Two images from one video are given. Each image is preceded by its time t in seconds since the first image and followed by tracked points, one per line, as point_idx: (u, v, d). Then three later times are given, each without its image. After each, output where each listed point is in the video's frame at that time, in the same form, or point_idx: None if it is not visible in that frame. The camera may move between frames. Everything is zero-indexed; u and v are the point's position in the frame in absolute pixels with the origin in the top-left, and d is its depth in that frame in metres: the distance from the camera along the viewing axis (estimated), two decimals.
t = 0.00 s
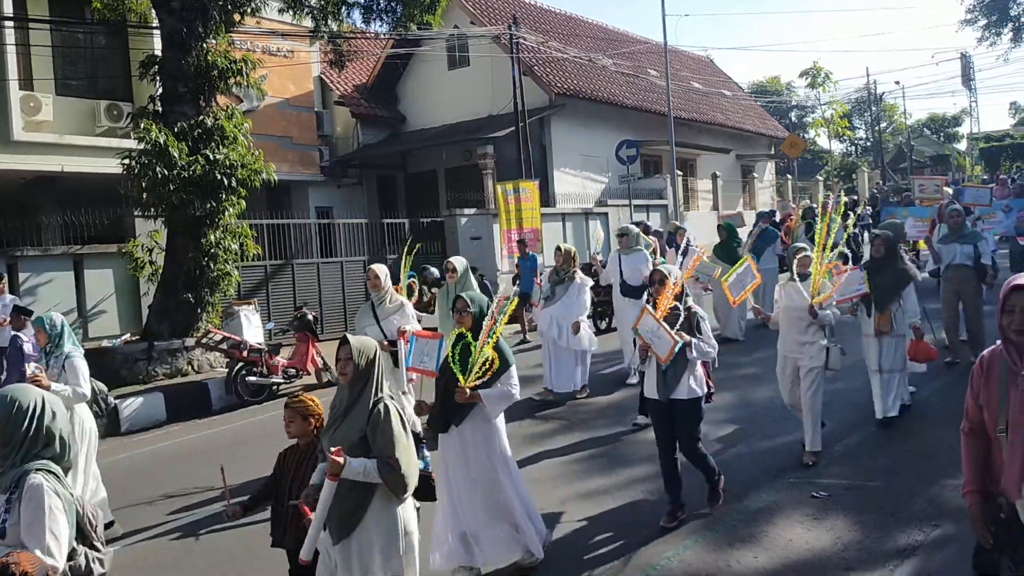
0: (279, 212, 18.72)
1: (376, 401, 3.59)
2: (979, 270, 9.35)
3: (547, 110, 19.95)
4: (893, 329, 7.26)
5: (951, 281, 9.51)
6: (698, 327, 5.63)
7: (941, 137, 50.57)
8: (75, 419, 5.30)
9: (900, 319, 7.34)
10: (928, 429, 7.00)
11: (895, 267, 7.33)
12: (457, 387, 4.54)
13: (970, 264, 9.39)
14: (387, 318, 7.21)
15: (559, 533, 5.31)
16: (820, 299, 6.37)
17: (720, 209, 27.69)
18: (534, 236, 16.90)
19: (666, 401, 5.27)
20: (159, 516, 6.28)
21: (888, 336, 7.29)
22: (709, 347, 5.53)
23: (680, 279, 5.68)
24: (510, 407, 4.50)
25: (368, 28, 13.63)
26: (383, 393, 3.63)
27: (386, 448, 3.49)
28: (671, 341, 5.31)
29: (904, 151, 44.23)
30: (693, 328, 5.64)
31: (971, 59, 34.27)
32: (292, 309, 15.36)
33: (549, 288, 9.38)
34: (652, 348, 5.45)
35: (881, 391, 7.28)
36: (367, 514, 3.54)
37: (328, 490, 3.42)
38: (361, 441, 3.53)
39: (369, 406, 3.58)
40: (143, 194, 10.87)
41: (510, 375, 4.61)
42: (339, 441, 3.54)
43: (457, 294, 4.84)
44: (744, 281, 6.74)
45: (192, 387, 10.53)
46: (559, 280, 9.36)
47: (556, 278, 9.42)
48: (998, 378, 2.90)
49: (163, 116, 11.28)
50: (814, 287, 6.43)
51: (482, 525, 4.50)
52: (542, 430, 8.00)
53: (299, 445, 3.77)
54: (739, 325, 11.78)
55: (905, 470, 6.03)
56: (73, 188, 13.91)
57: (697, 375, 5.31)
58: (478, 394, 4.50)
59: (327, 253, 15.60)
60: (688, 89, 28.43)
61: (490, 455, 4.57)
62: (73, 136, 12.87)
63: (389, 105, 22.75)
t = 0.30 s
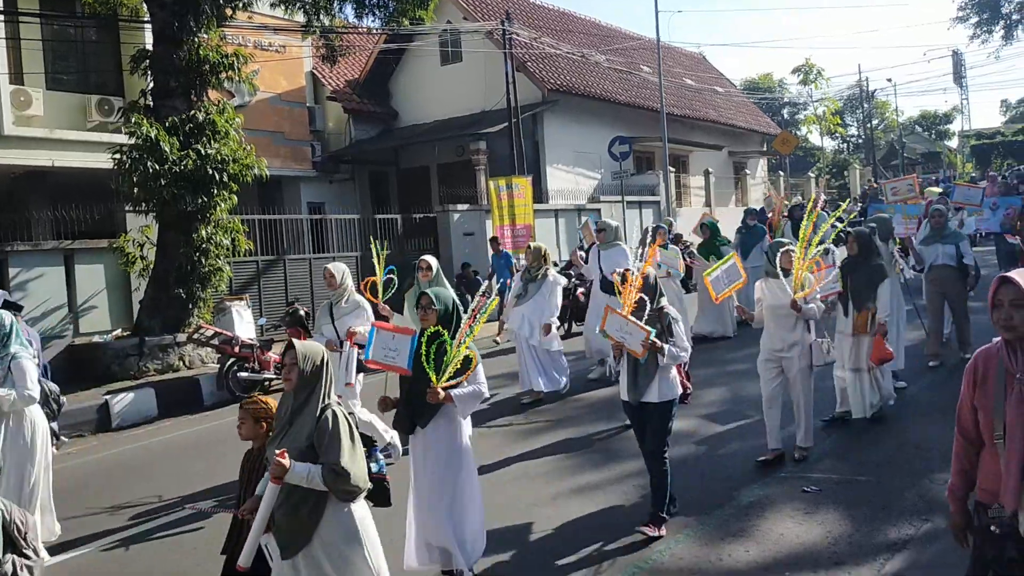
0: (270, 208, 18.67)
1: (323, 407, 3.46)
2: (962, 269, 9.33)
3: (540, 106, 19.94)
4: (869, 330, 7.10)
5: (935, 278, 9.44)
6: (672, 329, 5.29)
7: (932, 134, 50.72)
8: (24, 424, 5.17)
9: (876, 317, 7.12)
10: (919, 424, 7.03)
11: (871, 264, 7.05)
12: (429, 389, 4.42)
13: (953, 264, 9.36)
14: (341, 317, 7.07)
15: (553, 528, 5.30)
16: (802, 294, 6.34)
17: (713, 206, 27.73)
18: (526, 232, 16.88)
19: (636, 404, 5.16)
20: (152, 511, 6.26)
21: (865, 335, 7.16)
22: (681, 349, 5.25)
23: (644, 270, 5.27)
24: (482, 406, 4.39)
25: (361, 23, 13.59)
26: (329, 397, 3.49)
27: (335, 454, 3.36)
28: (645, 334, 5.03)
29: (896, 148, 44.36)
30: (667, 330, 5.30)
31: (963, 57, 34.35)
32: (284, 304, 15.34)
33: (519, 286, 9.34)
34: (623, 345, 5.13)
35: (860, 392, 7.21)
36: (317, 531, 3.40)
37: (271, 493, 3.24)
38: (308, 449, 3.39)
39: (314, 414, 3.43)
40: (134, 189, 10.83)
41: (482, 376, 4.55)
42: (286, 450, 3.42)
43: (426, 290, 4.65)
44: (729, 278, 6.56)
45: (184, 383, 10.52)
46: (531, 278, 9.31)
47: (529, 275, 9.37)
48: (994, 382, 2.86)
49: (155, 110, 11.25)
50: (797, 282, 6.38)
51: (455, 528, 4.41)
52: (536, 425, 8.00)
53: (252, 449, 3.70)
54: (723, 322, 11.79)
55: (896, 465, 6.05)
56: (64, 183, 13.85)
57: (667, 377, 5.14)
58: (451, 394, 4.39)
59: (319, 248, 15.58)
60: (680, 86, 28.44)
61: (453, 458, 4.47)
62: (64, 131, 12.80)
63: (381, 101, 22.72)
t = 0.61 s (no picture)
0: (260, 204, 18.59)
1: (253, 407, 3.33)
2: (946, 266, 9.21)
3: (531, 103, 19.91)
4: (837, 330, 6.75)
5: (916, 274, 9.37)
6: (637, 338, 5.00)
7: (922, 132, 50.87)
8: None
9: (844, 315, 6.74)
10: (909, 420, 7.04)
11: (837, 264, 6.76)
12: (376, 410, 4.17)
13: (936, 262, 9.25)
14: (292, 321, 6.74)
15: (543, 525, 5.27)
16: (776, 296, 6.06)
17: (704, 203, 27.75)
18: (517, 229, 16.85)
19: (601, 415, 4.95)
20: (138, 510, 6.21)
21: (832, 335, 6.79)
22: (647, 356, 4.94)
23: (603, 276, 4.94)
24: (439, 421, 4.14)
25: (350, 18, 13.53)
26: (260, 396, 3.37)
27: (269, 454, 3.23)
28: (604, 341, 4.82)
29: (886, 145, 44.49)
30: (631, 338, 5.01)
31: (952, 54, 34.46)
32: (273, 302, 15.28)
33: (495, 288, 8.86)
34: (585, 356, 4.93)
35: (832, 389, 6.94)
36: (246, 535, 3.26)
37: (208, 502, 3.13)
38: (240, 450, 3.26)
39: (245, 414, 3.31)
40: (121, 185, 10.76)
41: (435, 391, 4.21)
42: (214, 452, 3.28)
43: (388, 296, 4.36)
44: (716, 279, 5.97)
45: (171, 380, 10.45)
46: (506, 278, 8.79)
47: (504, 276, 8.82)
48: (983, 388, 2.80)
49: (143, 106, 11.17)
50: (770, 284, 6.09)
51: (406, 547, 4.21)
52: (525, 422, 7.97)
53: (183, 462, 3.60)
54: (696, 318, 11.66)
55: (886, 461, 6.05)
56: (51, 180, 13.75)
57: (632, 389, 4.85)
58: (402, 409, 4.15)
59: (309, 245, 15.53)
60: (671, 83, 28.45)
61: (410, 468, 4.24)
62: (50, 128, 12.69)
63: (371, 97, 22.66)
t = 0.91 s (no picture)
0: (250, 201, 18.57)
1: (201, 410, 3.24)
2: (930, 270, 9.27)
3: (522, 101, 19.93)
4: (810, 333, 6.70)
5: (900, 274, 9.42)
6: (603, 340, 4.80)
7: (911, 132, 51.10)
8: None
9: (816, 319, 6.70)
10: (896, 418, 7.09)
11: (813, 266, 6.77)
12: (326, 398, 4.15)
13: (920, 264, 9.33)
14: (246, 322, 6.73)
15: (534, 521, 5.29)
16: (759, 300, 5.82)
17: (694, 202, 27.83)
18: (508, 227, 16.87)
19: (566, 417, 4.76)
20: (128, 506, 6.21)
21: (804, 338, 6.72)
22: (611, 357, 4.76)
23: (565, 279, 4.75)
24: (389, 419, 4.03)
25: (342, 16, 13.52)
26: (209, 399, 3.29)
27: (219, 457, 3.14)
28: (563, 345, 4.65)
29: (876, 146, 44.71)
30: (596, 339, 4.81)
31: (942, 56, 34.63)
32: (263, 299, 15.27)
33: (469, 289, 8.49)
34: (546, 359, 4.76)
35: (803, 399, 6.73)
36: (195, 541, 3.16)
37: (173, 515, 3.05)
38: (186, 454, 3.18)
39: (193, 416, 3.22)
40: (112, 182, 10.73)
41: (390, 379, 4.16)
42: (160, 458, 3.19)
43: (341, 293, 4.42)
44: (710, 276, 5.75)
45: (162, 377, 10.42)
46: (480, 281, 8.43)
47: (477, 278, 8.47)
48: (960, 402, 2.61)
49: (133, 103, 11.14)
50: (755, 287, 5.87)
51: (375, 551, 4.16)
52: (516, 419, 8.00)
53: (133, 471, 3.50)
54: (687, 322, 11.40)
55: (874, 457, 6.10)
56: (41, 176, 13.71)
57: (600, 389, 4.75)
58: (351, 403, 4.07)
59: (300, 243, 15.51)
60: (662, 82, 28.51)
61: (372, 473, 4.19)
62: (40, 124, 12.64)
63: (363, 96, 22.66)
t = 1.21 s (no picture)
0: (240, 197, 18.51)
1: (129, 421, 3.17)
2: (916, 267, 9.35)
3: (514, 98, 19.91)
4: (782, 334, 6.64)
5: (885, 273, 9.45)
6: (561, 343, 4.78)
7: (901, 131, 51.25)
8: None
9: (790, 321, 6.65)
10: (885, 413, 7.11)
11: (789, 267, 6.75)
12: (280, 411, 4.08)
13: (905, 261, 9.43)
14: (201, 325, 6.51)
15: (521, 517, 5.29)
16: (743, 303, 5.72)
17: (685, 199, 27.86)
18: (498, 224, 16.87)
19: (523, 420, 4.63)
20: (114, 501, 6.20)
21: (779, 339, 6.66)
22: (568, 358, 4.75)
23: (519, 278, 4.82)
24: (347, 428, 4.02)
25: (333, 11, 13.47)
26: (138, 408, 3.21)
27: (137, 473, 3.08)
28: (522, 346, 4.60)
29: (866, 144, 44.84)
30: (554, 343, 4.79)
31: (932, 55, 34.75)
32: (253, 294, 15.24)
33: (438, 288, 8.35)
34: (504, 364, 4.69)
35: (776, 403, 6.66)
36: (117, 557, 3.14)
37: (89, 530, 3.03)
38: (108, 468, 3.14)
39: (120, 427, 3.16)
40: (100, 176, 10.68)
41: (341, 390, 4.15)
42: (86, 470, 3.16)
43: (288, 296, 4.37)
44: (688, 281, 5.70)
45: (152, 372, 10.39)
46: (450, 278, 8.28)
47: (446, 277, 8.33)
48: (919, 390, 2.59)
49: (123, 97, 11.09)
50: (738, 290, 5.74)
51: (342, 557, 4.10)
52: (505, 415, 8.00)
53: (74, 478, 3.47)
54: (669, 321, 11.36)
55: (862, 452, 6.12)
56: (29, 171, 13.63)
57: (558, 389, 4.67)
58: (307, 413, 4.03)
59: (290, 239, 15.47)
60: (654, 80, 28.53)
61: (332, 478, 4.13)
62: (28, 118, 12.56)
63: (354, 92, 22.60)
